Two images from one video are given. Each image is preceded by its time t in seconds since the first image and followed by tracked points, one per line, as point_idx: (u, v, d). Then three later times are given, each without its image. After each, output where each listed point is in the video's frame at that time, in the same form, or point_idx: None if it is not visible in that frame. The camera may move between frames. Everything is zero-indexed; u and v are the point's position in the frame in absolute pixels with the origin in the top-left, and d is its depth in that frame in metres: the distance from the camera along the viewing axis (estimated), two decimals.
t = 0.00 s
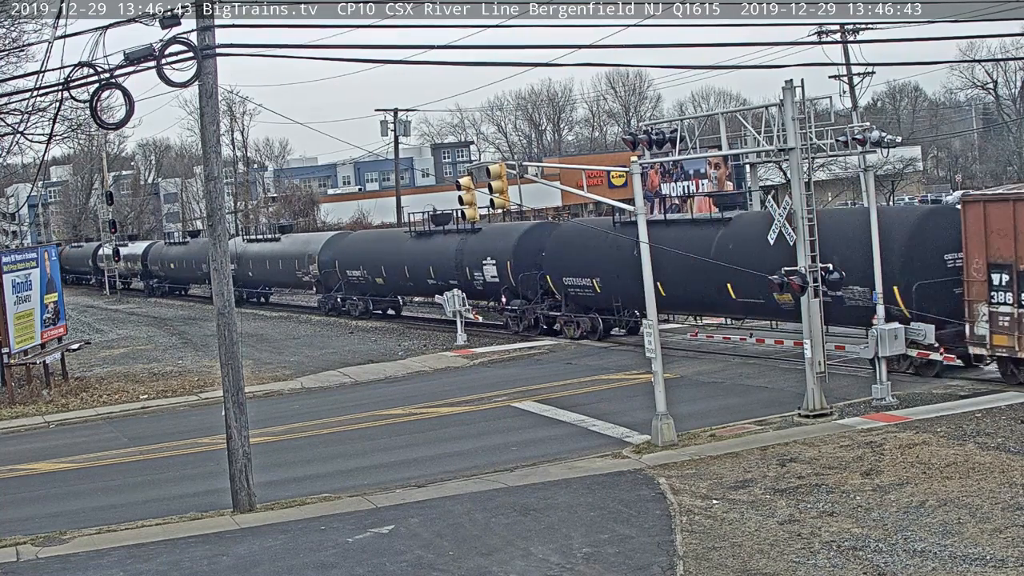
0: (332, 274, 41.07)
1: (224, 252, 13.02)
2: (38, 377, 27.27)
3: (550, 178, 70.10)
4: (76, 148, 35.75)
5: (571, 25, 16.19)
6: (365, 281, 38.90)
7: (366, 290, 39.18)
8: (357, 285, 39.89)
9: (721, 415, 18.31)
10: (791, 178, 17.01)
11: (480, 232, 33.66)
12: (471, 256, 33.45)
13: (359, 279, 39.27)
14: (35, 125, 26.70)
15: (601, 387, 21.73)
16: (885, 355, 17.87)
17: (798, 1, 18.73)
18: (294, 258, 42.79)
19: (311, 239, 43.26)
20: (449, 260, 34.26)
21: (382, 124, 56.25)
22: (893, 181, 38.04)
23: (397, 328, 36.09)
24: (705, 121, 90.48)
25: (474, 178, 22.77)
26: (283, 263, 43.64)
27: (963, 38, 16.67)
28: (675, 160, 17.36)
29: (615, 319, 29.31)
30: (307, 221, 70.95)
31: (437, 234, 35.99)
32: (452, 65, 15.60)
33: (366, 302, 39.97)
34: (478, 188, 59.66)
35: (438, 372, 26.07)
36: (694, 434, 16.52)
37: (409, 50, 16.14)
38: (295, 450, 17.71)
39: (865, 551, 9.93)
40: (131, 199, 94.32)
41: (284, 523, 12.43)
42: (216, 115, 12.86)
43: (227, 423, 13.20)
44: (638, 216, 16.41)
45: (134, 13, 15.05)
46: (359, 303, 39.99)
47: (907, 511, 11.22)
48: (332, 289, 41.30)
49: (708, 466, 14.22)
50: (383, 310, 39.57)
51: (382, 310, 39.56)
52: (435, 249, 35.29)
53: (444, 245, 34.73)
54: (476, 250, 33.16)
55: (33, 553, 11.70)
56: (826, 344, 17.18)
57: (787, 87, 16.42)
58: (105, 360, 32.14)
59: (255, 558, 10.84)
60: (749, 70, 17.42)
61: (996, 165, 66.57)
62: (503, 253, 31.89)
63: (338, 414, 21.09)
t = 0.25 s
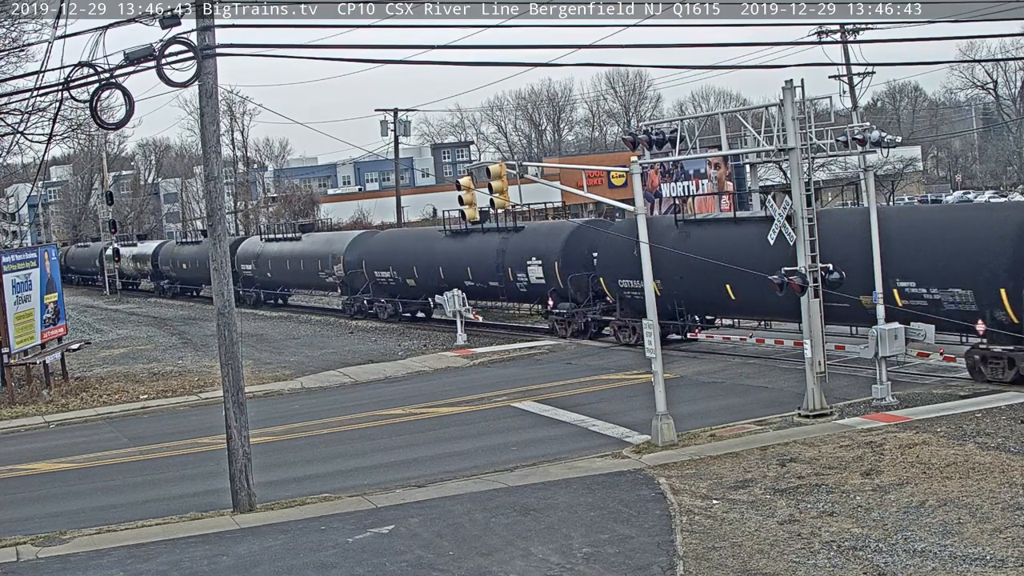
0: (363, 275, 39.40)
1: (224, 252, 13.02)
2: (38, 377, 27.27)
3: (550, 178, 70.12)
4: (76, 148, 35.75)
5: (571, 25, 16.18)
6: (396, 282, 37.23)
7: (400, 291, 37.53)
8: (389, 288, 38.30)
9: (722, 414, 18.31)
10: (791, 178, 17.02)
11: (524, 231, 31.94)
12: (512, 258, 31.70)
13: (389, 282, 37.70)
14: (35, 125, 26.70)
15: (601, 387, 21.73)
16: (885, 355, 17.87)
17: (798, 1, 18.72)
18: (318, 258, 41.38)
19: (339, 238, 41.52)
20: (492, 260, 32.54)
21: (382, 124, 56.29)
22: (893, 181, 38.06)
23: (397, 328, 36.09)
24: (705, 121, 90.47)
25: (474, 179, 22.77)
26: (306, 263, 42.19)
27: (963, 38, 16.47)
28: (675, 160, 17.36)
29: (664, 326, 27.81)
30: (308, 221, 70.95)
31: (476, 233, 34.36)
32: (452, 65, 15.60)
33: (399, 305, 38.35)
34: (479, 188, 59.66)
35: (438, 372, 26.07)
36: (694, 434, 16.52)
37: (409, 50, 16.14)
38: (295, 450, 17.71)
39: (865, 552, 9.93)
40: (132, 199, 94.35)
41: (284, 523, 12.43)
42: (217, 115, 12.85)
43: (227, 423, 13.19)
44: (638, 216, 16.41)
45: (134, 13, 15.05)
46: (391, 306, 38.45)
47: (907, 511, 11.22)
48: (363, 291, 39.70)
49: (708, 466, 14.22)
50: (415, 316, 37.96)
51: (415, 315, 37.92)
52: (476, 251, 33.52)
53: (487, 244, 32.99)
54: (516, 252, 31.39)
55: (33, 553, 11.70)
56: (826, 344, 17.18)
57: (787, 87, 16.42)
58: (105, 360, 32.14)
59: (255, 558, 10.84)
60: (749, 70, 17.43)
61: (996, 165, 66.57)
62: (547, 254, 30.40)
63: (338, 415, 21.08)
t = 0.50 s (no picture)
0: (386, 275, 38.06)
1: (223, 252, 13.02)
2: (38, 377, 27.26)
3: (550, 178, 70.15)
4: (76, 147, 35.75)
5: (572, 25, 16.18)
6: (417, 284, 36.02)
7: (420, 293, 36.51)
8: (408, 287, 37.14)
9: (722, 414, 18.31)
10: (791, 178, 17.01)
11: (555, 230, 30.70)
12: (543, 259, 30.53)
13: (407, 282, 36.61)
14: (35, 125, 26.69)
15: (601, 387, 21.73)
16: (885, 355, 17.87)
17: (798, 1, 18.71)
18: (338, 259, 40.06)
19: (357, 238, 40.26)
20: (521, 261, 31.45)
21: (382, 124, 56.31)
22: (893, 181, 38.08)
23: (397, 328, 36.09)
24: (705, 121, 90.48)
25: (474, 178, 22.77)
26: (321, 263, 41.15)
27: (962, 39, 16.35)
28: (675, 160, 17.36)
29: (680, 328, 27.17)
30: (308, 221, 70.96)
31: (501, 233, 33.32)
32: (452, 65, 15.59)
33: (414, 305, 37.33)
34: (478, 188, 59.67)
35: (438, 372, 26.07)
36: (694, 434, 16.52)
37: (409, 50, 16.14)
38: (295, 451, 17.71)
39: (865, 552, 9.93)
40: (132, 199, 94.35)
41: (284, 523, 12.43)
42: (216, 115, 12.85)
43: (227, 423, 13.19)
44: (638, 216, 16.40)
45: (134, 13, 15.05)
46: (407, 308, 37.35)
47: (907, 512, 11.22)
48: (383, 293, 38.48)
49: (708, 466, 14.22)
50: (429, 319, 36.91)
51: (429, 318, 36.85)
52: (502, 252, 32.49)
53: (515, 245, 31.88)
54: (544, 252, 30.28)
55: (33, 553, 11.70)
56: (826, 343, 17.18)
57: (786, 87, 16.42)
58: (105, 360, 32.13)
59: (255, 558, 10.84)
60: (749, 70, 17.42)
61: (996, 165, 66.57)
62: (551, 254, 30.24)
63: (338, 415, 21.08)
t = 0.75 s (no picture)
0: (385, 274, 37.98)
1: (223, 252, 13.02)
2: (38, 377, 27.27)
3: (550, 178, 70.24)
4: (75, 147, 35.77)
5: (572, 24, 16.19)
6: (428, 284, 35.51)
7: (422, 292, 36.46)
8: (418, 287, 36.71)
9: (722, 414, 18.31)
10: (791, 178, 17.02)
11: (567, 231, 30.54)
12: (553, 261, 30.33)
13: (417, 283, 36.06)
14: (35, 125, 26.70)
15: (601, 387, 21.73)
16: (885, 355, 17.88)
17: (798, 1, 18.71)
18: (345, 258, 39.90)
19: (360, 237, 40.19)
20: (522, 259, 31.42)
21: (383, 124, 56.37)
22: (893, 181, 38.08)
23: (397, 328, 36.10)
24: (705, 121, 90.47)
25: (474, 178, 22.77)
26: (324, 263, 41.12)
27: (962, 38, 16.60)
28: (675, 160, 17.35)
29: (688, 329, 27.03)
30: (308, 221, 70.98)
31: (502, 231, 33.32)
32: (453, 65, 15.58)
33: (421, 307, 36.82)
34: (478, 189, 59.68)
35: (438, 372, 26.07)
36: (694, 434, 16.52)
37: (409, 50, 16.14)
38: (295, 451, 17.71)
39: (865, 551, 9.93)
40: (132, 199, 94.36)
41: (284, 523, 12.43)
42: (216, 115, 12.85)
43: (227, 423, 13.19)
44: (638, 215, 16.40)
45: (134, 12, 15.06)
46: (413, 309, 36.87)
47: (907, 511, 11.22)
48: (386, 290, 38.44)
49: (708, 466, 14.22)
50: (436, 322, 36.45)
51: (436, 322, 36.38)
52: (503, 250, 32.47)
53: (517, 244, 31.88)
54: (562, 254, 29.83)
55: (32, 553, 11.70)
56: (826, 344, 17.18)
57: (786, 87, 16.43)
58: (105, 360, 32.13)
59: (255, 558, 10.84)
60: (749, 70, 17.44)
61: (996, 164, 66.55)
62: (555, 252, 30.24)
63: (338, 415, 21.08)
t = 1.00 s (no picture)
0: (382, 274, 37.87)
1: (224, 252, 13.02)
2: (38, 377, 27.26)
3: (550, 178, 70.24)
4: (75, 148, 35.78)
5: (571, 25, 16.19)
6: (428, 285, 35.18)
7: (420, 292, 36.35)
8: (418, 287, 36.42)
9: (721, 414, 18.31)
10: (791, 178, 17.02)
11: (563, 231, 30.48)
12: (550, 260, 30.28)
13: (417, 284, 35.75)
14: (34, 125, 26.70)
15: (601, 387, 21.73)
16: (885, 355, 17.87)
17: (799, 1, 18.71)
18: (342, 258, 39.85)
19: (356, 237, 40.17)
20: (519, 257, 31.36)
21: (383, 124, 56.39)
22: (893, 181, 38.07)
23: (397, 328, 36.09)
24: (705, 121, 90.44)
25: (474, 179, 22.77)
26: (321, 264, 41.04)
27: (962, 38, 16.64)
28: (675, 160, 17.35)
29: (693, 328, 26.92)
30: (308, 221, 70.98)
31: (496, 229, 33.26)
32: (453, 65, 15.57)
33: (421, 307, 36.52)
34: (479, 188, 59.67)
35: (438, 372, 26.07)
36: (694, 434, 16.52)
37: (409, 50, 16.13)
38: (295, 451, 17.71)
39: (865, 551, 9.94)
40: (132, 199, 94.32)
41: (284, 523, 12.43)
42: (216, 115, 12.85)
43: (227, 423, 13.18)
44: (638, 215, 16.40)
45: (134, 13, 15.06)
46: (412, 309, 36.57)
47: (907, 511, 11.22)
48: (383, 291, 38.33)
49: (708, 466, 14.22)
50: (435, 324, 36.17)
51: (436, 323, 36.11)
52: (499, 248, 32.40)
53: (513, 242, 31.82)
54: (567, 256, 29.57)
55: (32, 553, 11.70)
56: (826, 344, 17.19)
57: (787, 87, 16.43)
58: (105, 360, 32.12)
59: (255, 558, 10.84)
60: (749, 70, 17.44)
61: (996, 164, 66.55)
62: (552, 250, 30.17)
63: (338, 415, 21.07)
